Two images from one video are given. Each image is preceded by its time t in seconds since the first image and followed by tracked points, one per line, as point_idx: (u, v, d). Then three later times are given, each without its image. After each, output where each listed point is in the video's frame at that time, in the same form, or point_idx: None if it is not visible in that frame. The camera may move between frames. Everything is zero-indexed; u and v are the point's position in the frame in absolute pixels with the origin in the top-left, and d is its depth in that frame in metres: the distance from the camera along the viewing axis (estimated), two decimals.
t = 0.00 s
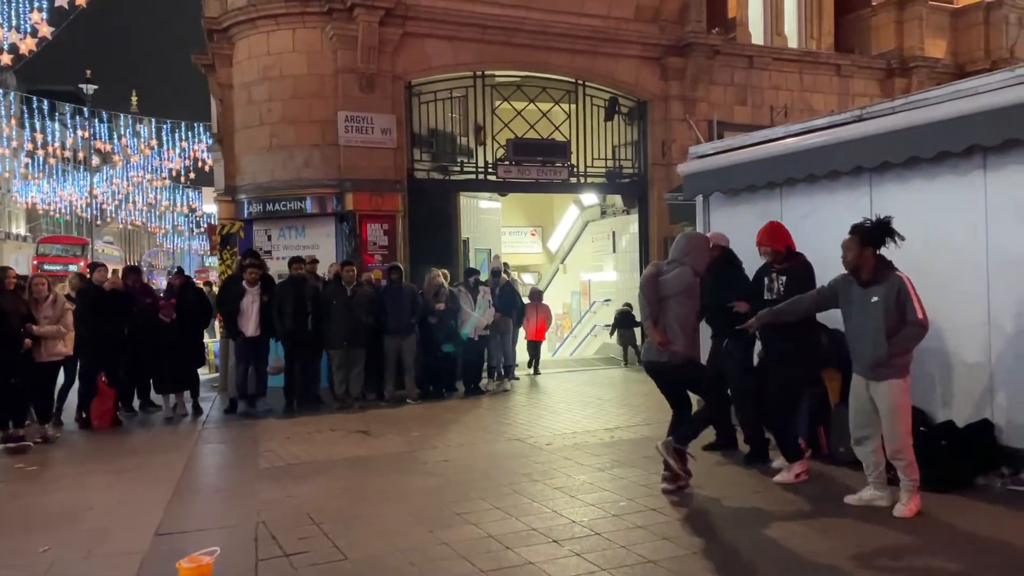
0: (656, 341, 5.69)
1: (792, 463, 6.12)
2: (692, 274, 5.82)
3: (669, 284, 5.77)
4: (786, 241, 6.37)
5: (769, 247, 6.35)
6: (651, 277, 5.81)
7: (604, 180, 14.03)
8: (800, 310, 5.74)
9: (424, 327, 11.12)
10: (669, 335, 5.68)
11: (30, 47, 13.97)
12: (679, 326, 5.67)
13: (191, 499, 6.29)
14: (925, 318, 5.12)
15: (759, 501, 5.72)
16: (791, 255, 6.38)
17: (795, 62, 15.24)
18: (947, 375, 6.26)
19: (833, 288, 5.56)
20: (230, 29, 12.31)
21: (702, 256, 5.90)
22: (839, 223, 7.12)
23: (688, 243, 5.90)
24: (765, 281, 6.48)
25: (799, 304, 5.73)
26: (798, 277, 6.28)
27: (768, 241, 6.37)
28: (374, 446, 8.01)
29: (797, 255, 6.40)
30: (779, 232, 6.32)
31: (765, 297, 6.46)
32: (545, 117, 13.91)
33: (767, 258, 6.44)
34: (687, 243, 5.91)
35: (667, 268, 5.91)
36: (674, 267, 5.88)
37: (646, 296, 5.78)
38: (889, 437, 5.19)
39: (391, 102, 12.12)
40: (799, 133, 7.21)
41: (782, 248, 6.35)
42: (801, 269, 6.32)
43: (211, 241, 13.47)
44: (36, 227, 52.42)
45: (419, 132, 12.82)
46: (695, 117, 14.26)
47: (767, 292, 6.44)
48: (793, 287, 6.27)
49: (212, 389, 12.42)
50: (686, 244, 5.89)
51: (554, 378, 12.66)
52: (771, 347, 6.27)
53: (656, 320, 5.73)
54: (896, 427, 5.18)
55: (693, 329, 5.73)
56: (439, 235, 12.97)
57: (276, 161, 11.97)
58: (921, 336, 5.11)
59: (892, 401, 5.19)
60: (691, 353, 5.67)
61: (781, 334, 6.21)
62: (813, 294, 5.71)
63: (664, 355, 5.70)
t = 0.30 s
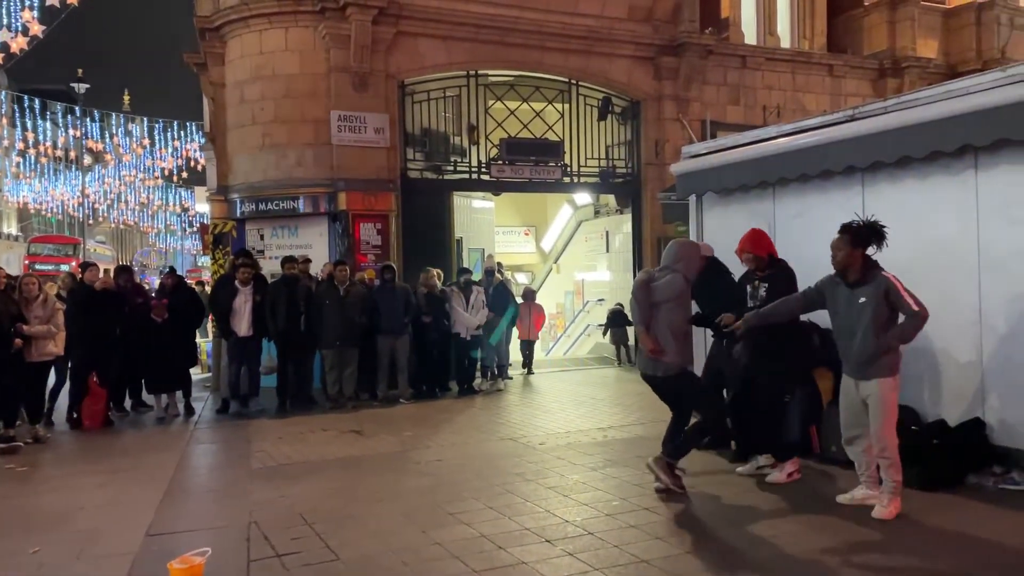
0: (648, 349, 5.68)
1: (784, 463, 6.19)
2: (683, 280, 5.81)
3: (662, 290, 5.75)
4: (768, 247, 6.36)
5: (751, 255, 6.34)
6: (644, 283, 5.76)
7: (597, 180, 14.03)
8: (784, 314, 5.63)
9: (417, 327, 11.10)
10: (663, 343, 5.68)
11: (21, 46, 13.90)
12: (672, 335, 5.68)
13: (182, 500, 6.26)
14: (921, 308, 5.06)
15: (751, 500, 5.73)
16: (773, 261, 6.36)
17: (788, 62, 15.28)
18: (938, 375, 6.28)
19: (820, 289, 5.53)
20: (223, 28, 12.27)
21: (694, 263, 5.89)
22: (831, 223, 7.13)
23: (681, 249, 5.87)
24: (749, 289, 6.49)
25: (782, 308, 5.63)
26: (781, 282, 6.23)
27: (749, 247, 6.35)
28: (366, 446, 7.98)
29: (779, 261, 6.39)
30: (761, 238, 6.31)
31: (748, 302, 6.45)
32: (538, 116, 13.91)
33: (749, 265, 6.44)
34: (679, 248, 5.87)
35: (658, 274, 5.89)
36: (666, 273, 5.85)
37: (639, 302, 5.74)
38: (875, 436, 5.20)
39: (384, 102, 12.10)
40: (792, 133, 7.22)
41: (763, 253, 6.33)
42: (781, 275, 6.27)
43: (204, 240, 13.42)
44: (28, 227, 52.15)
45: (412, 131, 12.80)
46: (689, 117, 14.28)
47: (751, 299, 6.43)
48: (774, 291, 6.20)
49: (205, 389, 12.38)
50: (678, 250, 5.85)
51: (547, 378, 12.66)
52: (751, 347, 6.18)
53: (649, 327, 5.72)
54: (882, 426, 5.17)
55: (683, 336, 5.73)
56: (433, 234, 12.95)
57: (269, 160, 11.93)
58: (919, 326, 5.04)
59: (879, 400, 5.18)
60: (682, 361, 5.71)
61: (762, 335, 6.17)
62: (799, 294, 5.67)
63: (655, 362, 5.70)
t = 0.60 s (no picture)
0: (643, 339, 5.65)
1: (777, 461, 6.17)
2: (677, 272, 5.82)
3: (656, 281, 5.75)
4: (753, 239, 6.32)
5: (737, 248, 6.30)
6: (639, 273, 5.75)
7: (591, 179, 14.03)
8: (772, 312, 5.67)
9: (411, 326, 11.10)
10: (659, 333, 5.66)
11: (11, 43, 13.83)
12: (667, 325, 5.68)
13: (175, 500, 6.24)
14: (913, 301, 5.02)
15: (745, 500, 5.73)
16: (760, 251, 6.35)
17: (781, 61, 15.31)
18: (930, 372, 6.30)
19: (811, 287, 5.54)
20: (215, 26, 12.23)
21: (687, 255, 5.92)
22: (824, 222, 7.14)
23: (674, 240, 5.90)
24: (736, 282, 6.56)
25: (773, 304, 5.66)
26: (769, 273, 6.24)
27: (735, 238, 6.31)
28: (360, 445, 7.97)
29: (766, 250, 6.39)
30: (746, 230, 6.26)
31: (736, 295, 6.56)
32: (532, 115, 13.92)
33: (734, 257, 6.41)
34: (673, 240, 5.90)
35: (652, 266, 5.89)
36: (660, 265, 5.87)
37: (634, 293, 5.71)
38: (864, 437, 5.14)
39: (378, 100, 12.07)
40: (785, 132, 7.23)
41: (749, 246, 6.29)
42: (770, 266, 6.29)
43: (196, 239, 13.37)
44: (19, 226, 51.91)
45: (405, 130, 12.78)
46: (682, 116, 14.29)
47: (738, 291, 6.50)
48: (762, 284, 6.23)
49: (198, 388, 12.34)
50: (672, 242, 5.88)
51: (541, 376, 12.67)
52: (744, 343, 6.20)
53: (644, 318, 5.69)
54: (871, 426, 5.11)
55: (677, 327, 5.75)
56: (426, 233, 12.93)
57: (262, 159, 11.90)
58: (917, 320, 5.00)
59: (867, 400, 5.13)
60: (676, 352, 5.71)
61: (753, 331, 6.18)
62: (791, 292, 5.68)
63: (650, 354, 5.68)
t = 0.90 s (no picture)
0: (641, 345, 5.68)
1: (771, 459, 6.21)
2: (672, 274, 5.80)
3: (650, 285, 5.74)
4: (748, 249, 6.33)
5: (732, 258, 6.31)
6: (631, 280, 5.77)
7: (586, 177, 14.04)
8: (757, 313, 5.63)
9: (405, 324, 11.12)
10: (655, 338, 5.67)
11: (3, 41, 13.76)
12: (664, 329, 5.68)
13: (169, 499, 6.22)
14: (900, 299, 5.16)
15: (739, 497, 5.75)
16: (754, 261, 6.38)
17: (775, 59, 15.34)
18: (923, 369, 6.33)
19: (792, 291, 5.49)
20: (209, 24, 12.19)
21: (681, 256, 5.88)
22: (817, 220, 7.16)
23: (667, 242, 5.86)
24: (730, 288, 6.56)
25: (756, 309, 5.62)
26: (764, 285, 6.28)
27: (730, 248, 6.33)
28: (354, 444, 7.96)
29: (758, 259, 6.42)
30: (741, 240, 6.28)
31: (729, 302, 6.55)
32: (526, 113, 13.92)
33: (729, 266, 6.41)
34: (666, 243, 5.86)
35: (647, 270, 5.89)
36: (654, 268, 5.86)
37: (627, 300, 5.74)
38: (844, 436, 5.14)
39: (372, 98, 12.05)
40: (780, 130, 7.24)
41: (744, 255, 6.30)
42: (765, 277, 6.33)
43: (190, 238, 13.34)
44: (12, 224, 51.69)
45: (400, 128, 12.77)
46: (677, 114, 14.30)
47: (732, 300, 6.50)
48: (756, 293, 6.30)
49: (192, 387, 12.31)
50: (666, 244, 5.84)
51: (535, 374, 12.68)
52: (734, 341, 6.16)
53: (640, 324, 5.71)
54: (849, 419, 5.14)
55: (675, 329, 5.72)
56: (421, 232, 12.93)
57: (256, 157, 11.87)
58: (904, 317, 5.17)
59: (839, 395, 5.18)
60: (675, 354, 5.69)
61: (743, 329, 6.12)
62: (772, 296, 5.64)
63: (649, 359, 5.70)
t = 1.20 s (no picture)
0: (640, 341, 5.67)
1: (767, 455, 6.20)
2: (670, 271, 5.81)
3: (650, 282, 5.74)
4: (738, 236, 6.33)
5: (723, 246, 6.29)
6: (631, 276, 5.75)
7: (582, 175, 14.04)
8: (752, 305, 5.65)
9: (401, 323, 11.14)
10: (654, 335, 5.68)
11: None
12: (662, 326, 5.69)
13: (164, 498, 6.22)
14: (895, 291, 5.16)
15: (735, 494, 5.77)
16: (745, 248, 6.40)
17: (771, 57, 15.37)
18: (919, 368, 6.34)
19: (788, 283, 5.53)
20: (205, 22, 12.16)
21: (678, 253, 5.90)
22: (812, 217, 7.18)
23: (666, 238, 5.86)
24: (723, 277, 6.62)
25: (751, 300, 5.66)
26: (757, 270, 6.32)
27: (719, 238, 6.29)
28: (350, 442, 7.97)
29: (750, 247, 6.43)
30: (731, 229, 6.25)
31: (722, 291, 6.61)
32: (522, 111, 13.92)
33: (721, 255, 6.41)
34: (664, 239, 5.86)
35: (645, 266, 5.88)
36: (653, 264, 5.86)
37: (627, 295, 5.72)
38: (848, 429, 5.12)
39: (368, 96, 12.05)
40: (775, 128, 7.20)
41: (735, 244, 6.30)
42: (757, 262, 6.36)
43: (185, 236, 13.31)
44: (6, 223, 51.51)
45: (396, 126, 12.78)
46: (673, 112, 14.32)
47: (725, 289, 6.55)
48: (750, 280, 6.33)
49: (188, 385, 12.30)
50: (664, 240, 5.84)
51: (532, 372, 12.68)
52: (732, 333, 6.18)
53: (639, 320, 5.71)
54: (851, 414, 5.14)
55: (672, 326, 5.75)
56: (417, 230, 12.92)
57: (251, 155, 11.85)
58: (898, 307, 5.13)
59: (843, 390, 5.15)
60: (672, 351, 5.72)
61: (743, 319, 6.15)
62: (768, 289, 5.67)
63: (647, 355, 5.71)
